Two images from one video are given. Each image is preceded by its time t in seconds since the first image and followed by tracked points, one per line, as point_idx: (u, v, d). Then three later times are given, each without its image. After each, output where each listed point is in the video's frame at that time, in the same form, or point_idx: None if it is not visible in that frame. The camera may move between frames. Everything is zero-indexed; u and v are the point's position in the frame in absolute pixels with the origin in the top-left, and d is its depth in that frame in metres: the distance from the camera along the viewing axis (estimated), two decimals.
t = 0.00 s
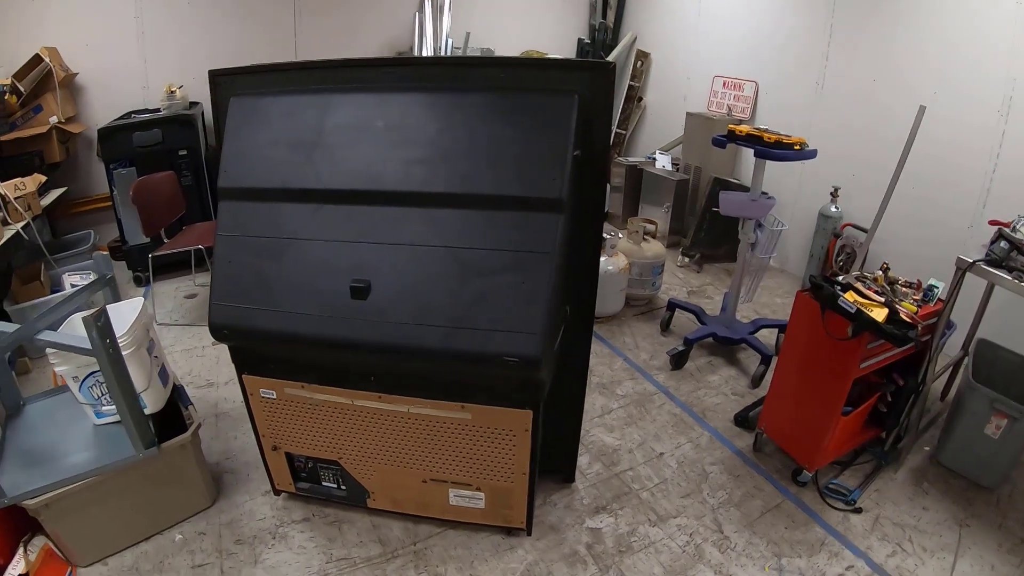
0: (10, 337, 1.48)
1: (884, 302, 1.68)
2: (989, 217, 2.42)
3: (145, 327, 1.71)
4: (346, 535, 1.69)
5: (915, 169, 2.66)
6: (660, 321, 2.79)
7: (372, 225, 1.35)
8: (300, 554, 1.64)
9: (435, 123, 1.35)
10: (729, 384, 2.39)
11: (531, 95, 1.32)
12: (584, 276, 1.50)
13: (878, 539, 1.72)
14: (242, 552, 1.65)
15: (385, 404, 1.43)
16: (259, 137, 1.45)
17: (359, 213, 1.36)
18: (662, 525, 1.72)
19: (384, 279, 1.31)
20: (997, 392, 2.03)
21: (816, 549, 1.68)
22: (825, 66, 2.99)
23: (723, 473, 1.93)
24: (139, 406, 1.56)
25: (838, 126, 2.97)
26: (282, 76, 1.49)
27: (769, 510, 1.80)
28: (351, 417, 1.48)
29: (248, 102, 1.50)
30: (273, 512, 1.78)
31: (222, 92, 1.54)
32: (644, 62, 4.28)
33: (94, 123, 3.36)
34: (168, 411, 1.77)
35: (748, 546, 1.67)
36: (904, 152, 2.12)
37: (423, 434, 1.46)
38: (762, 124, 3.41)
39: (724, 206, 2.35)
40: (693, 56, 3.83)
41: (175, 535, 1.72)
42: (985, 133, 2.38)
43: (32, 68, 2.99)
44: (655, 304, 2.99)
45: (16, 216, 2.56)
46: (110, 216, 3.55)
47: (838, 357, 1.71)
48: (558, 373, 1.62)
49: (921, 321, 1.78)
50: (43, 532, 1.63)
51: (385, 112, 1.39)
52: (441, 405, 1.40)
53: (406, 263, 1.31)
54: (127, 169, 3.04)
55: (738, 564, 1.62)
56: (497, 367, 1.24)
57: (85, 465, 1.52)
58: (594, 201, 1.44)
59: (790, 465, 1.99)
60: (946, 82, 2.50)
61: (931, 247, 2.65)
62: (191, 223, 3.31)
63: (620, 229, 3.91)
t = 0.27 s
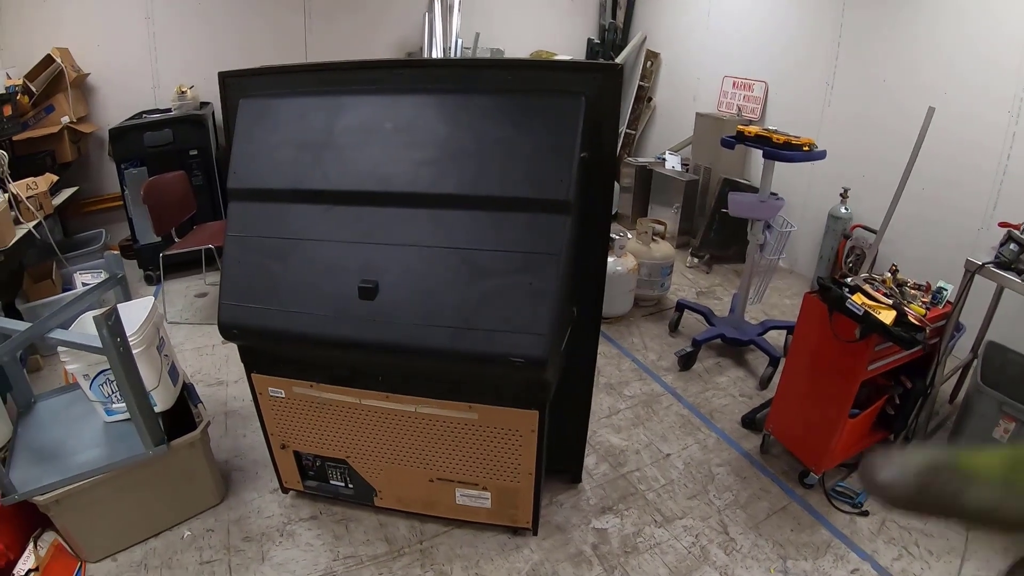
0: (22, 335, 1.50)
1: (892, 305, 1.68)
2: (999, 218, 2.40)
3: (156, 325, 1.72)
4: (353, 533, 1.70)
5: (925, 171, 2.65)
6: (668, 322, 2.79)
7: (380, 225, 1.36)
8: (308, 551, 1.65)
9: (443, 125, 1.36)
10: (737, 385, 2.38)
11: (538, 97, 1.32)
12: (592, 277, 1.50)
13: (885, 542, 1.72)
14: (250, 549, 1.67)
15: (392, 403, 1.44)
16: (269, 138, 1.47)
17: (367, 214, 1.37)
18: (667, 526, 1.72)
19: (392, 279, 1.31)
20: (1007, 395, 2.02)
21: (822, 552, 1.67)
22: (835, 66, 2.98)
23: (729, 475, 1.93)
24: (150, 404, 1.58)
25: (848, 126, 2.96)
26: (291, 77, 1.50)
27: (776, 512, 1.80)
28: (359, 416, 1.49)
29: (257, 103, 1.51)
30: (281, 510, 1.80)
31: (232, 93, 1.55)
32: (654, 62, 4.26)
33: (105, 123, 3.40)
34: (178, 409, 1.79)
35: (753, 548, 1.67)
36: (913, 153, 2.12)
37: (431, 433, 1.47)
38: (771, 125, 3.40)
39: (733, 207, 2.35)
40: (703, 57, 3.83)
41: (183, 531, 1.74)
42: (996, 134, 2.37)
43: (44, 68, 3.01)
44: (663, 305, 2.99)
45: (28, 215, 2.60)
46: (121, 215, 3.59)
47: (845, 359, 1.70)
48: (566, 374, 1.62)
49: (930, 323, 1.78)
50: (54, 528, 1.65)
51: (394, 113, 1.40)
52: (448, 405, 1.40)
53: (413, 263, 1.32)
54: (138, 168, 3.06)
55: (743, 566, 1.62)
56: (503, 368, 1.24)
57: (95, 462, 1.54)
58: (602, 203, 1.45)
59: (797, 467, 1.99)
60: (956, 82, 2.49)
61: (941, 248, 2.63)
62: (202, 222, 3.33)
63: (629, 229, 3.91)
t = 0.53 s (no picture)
0: (30, 334, 1.51)
1: (896, 305, 1.71)
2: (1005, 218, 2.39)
3: (163, 324, 1.74)
4: (357, 531, 1.72)
5: (931, 171, 2.65)
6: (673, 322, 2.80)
7: (384, 225, 1.37)
8: (312, 549, 1.66)
9: (446, 125, 1.37)
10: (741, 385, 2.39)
11: (541, 97, 1.33)
12: (595, 277, 1.51)
13: (888, 543, 1.72)
14: (255, 546, 1.68)
15: (396, 402, 1.45)
16: (274, 139, 1.48)
17: (372, 214, 1.38)
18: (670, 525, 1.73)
19: (396, 279, 1.32)
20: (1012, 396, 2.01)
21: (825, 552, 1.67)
22: (841, 66, 2.98)
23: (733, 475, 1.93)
24: (156, 403, 1.59)
25: (853, 126, 2.96)
26: (297, 78, 1.51)
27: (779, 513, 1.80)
28: (363, 414, 1.50)
29: (262, 104, 1.52)
30: (286, 508, 1.81)
31: (239, 94, 1.57)
32: (659, 62, 4.30)
33: (112, 124, 3.43)
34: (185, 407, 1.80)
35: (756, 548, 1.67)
36: (918, 154, 2.15)
37: (434, 432, 1.48)
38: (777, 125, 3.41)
39: (738, 207, 2.36)
40: (709, 57, 3.84)
41: (188, 529, 1.75)
42: (999, 134, 2.36)
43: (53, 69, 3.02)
44: (668, 305, 2.99)
45: (35, 215, 2.62)
46: (128, 215, 3.61)
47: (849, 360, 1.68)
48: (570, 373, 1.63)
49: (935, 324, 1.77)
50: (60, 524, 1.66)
51: (398, 114, 1.41)
52: (451, 404, 1.41)
53: (417, 262, 1.33)
54: (146, 168, 3.09)
55: (745, 566, 1.62)
56: (506, 367, 1.25)
57: (102, 460, 1.55)
58: (605, 203, 1.45)
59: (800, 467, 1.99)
60: (960, 81, 2.48)
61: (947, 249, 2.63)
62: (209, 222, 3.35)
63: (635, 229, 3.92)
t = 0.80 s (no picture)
0: (42, 331, 1.53)
1: (903, 304, 1.71)
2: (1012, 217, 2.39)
3: (173, 322, 1.75)
4: (366, 527, 1.73)
5: (938, 170, 2.65)
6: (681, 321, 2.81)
7: (393, 224, 1.38)
8: (321, 545, 1.68)
9: (455, 125, 1.38)
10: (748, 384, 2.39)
11: (549, 97, 1.34)
12: (602, 276, 1.52)
13: (895, 542, 1.72)
14: (264, 542, 1.69)
15: (405, 399, 1.46)
16: (284, 139, 1.49)
17: (381, 213, 1.39)
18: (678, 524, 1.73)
19: (404, 277, 1.34)
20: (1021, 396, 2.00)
21: (832, 551, 1.68)
22: (849, 66, 2.98)
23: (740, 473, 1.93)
24: (166, 400, 1.60)
25: (861, 126, 2.96)
26: (306, 78, 1.52)
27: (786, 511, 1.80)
28: (372, 411, 1.51)
29: (272, 104, 1.54)
30: (295, 504, 1.82)
31: (248, 94, 1.58)
32: (667, 62, 4.29)
33: (122, 125, 3.46)
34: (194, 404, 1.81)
35: (763, 547, 1.68)
36: (925, 152, 2.14)
37: (442, 429, 1.49)
38: (785, 124, 3.41)
39: (745, 207, 2.36)
40: (716, 56, 3.84)
41: (198, 525, 1.76)
42: (1007, 132, 2.36)
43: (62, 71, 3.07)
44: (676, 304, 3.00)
45: (47, 215, 2.65)
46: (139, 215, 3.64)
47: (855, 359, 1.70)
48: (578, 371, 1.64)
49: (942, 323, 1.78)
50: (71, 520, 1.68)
51: (407, 114, 1.42)
52: (459, 401, 1.42)
53: (426, 261, 1.34)
54: (156, 168, 3.11)
55: (752, 564, 1.62)
56: (515, 364, 1.26)
57: (112, 456, 1.57)
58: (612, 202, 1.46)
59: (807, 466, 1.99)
60: (968, 80, 2.48)
61: (955, 248, 2.63)
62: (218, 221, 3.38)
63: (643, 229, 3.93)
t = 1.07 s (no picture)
0: (46, 333, 1.54)
1: (905, 305, 1.71)
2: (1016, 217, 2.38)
3: (176, 324, 1.76)
4: (368, 528, 1.73)
5: (941, 170, 2.64)
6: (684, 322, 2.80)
7: (394, 226, 1.38)
8: (323, 546, 1.68)
9: (456, 127, 1.38)
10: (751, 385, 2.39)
11: (550, 99, 1.34)
12: (604, 277, 1.52)
13: (898, 543, 1.71)
14: (266, 543, 1.70)
15: (406, 400, 1.46)
16: (285, 141, 1.50)
17: (382, 215, 1.40)
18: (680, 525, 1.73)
19: (405, 279, 1.34)
20: None
21: (834, 553, 1.68)
22: (851, 65, 2.98)
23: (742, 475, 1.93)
24: (169, 402, 1.61)
25: (864, 126, 2.95)
26: (308, 81, 1.53)
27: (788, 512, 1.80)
28: (374, 413, 1.52)
29: (274, 107, 1.54)
30: (298, 505, 1.83)
31: (249, 97, 1.59)
32: (670, 62, 4.31)
33: (126, 127, 3.47)
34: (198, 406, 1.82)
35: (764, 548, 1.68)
36: (925, 156, 2.12)
37: (443, 430, 1.49)
38: (787, 124, 3.40)
39: (748, 207, 2.36)
40: (719, 56, 3.84)
41: (201, 526, 1.77)
42: (1010, 132, 2.35)
43: (65, 74, 3.09)
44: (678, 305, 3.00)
45: (51, 217, 2.66)
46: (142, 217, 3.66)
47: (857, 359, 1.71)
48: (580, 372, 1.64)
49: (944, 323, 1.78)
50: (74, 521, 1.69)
51: (408, 116, 1.42)
52: (461, 403, 1.42)
53: (427, 263, 1.34)
54: (159, 171, 3.12)
55: (754, 565, 1.62)
56: (516, 365, 1.26)
57: (116, 457, 1.58)
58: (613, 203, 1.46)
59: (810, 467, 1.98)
60: (970, 80, 2.47)
61: (958, 248, 2.62)
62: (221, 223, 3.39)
63: (645, 229, 3.93)
